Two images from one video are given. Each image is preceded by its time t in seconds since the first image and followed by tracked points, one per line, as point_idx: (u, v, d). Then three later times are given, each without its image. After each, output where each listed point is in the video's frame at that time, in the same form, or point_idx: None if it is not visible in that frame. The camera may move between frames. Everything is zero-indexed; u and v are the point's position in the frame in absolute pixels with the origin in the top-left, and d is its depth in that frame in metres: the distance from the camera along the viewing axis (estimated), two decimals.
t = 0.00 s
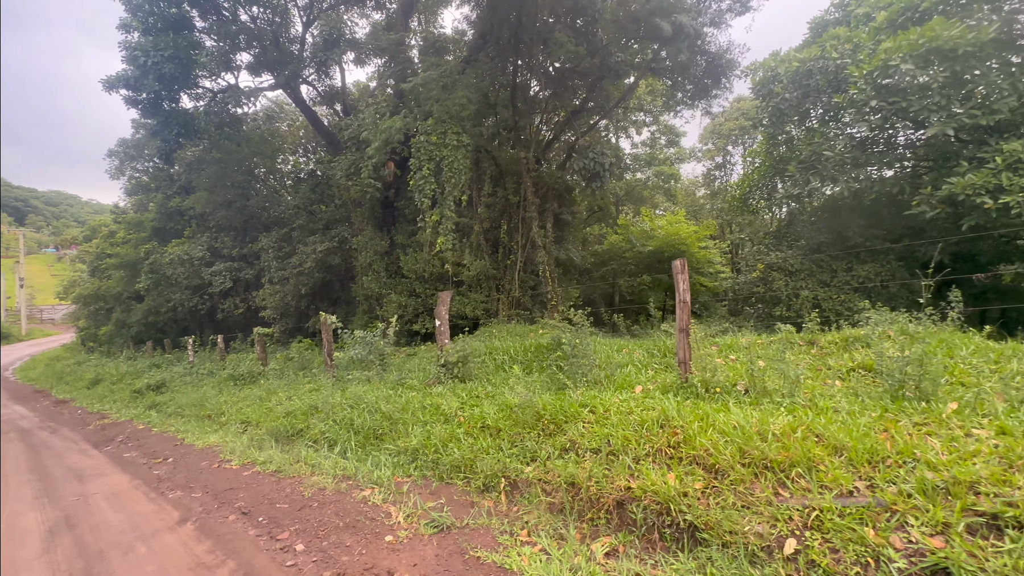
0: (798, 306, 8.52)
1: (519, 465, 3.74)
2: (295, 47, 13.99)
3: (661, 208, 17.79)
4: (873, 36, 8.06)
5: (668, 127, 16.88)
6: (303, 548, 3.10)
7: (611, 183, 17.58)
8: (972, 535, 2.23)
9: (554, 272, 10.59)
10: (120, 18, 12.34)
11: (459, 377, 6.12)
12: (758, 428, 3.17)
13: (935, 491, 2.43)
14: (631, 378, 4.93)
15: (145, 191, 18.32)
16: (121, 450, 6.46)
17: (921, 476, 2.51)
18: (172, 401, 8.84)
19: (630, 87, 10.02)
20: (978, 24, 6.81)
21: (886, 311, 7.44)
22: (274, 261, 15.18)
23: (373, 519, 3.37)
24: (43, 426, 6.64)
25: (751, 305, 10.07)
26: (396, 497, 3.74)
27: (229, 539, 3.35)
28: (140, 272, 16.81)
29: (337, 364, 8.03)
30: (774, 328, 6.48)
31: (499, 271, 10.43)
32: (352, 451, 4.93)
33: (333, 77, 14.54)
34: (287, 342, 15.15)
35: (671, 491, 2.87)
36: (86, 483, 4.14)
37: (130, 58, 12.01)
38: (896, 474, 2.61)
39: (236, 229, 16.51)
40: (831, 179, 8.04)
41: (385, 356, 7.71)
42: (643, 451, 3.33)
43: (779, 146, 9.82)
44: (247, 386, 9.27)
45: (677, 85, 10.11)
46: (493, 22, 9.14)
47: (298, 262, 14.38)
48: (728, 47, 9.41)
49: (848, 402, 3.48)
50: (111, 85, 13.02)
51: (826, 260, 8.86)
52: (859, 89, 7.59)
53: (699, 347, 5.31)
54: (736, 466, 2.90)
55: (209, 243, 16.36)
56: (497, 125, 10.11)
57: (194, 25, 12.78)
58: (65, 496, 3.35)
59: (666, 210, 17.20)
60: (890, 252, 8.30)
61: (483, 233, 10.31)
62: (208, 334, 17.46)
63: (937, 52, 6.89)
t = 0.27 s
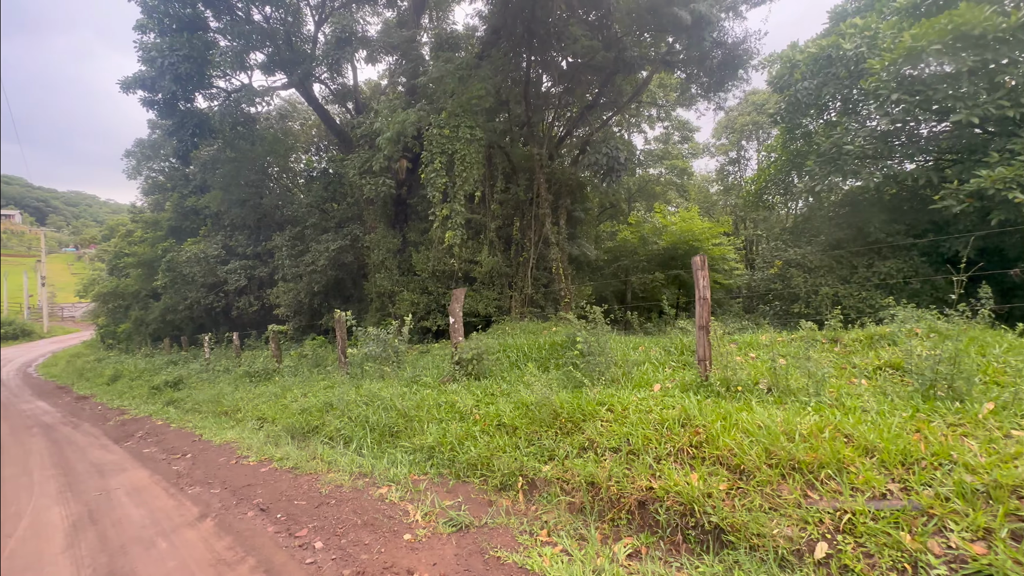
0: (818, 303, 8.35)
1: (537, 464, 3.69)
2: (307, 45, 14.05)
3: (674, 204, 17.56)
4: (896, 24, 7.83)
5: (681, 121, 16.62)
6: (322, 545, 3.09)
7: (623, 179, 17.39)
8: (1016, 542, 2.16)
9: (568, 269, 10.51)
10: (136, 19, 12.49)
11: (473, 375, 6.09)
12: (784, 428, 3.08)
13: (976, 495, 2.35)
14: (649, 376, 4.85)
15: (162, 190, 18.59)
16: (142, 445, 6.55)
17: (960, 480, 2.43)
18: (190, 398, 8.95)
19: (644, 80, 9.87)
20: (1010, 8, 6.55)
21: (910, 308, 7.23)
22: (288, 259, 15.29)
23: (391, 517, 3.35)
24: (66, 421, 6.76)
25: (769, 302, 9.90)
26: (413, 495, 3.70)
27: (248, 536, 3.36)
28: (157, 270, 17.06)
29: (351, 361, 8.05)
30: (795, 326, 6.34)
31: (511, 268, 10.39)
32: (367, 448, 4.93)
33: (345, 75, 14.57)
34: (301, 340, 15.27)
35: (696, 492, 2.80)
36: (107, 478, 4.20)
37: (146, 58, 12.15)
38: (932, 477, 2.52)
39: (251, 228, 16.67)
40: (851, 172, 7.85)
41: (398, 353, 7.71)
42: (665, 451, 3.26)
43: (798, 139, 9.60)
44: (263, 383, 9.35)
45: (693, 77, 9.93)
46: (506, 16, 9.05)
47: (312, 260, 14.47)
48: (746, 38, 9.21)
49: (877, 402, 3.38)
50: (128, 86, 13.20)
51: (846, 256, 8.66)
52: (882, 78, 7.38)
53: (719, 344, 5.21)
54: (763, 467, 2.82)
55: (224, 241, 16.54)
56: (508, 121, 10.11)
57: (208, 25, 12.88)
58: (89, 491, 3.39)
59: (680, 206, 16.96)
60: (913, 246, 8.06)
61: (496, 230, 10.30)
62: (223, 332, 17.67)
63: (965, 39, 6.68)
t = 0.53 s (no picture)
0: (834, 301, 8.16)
1: (547, 464, 3.60)
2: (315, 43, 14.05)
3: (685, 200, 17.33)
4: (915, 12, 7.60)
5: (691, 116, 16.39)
6: (329, 546, 3.04)
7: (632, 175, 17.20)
8: None
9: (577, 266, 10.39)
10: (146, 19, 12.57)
11: (482, 372, 6.02)
12: (806, 429, 2.97)
13: (1013, 502, 2.25)
14: (662, 375, 4.74)
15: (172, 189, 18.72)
16: (152, 442, 6.57)
17: (996, 486, 2.32)
18: (200, 395, 8.99)
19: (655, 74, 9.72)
20: None
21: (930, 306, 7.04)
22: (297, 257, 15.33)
23: (399, 518, 3.29)
24: (78, 418, 6.81)
25: (782, 299, 9.72)
26: (421, 495, 3.64)
27: (255, 535, 3.32)
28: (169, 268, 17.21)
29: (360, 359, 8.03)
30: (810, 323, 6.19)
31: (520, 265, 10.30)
32: (375, 446, 4.88)
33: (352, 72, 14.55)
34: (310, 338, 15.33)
35: (713, 495, 2.70)
36: (117, 475, 4.19)
37: (157, 57, 12.22)
38: (964, 482, 2.41)
39: (260, 226, 16.74)
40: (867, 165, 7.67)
41: (407, 350, 7.67)
42: (680, 451, 3.15)
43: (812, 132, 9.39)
44: (272, 380, 9.37)
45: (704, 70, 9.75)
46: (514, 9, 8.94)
47: (320, 258, 14.49)
48: (760, 28, 9.02)
49: (902, 402, 3.25)
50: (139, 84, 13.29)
51: (863, 251, 8.45)
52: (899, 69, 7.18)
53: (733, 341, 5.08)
54: (784, 470, 2.71)
55: (234, 239, 16.63)
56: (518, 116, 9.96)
57: (217, 23, 12.92)
58: (97, 489, 3.37)
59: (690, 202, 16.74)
60: (933, 241, 7.84)
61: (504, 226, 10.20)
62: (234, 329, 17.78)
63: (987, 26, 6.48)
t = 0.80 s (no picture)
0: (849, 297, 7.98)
1: (557, 462, 3.51)
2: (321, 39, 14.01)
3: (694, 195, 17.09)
4: None
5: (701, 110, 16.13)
6: (334, 545, 2.97)
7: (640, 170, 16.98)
8: None
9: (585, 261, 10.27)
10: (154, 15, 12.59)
11: (489, 368, 5.94)
12: (828, 427, 2.85)
13: None
14: (674, 371, 4.63)
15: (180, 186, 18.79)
16: (160, 437, 6.56)
17: None
18: (209, 390, 8.99)
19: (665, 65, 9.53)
20: None
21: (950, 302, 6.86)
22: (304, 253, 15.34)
23: (406, 517, 3.21)
24: (87, 413, 6.82)
25: (795, 296, 9.54)
26: (428, 493, 3.56)
27: (259, 532, 3.26)
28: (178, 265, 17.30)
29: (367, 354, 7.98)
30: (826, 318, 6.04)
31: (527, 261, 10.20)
32: (382, 443, 4.81)
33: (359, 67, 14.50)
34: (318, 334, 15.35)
35: (731, 496, 2.60)
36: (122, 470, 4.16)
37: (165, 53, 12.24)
38: (999, 484, 2.30)
39: (267, 222, 16.76)
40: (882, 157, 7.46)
41: (414, 346, 7.61)
42: (695, 450, 3.05)
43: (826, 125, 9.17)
44: (280, 376, 9.35)
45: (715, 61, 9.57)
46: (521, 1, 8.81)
47: (327, 254, 14.48)
48: (774, 18, 8.83)
49: (928, 399, 3.13)
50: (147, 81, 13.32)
51: (879, 246, 8.25)
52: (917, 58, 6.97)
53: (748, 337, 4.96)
54: (806, 470, 2.60)
55: (242, 236, 16.67)
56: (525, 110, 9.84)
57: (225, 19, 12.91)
58: (102, 485, 3.33)
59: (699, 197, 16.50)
60: (953, 234, 7.61)
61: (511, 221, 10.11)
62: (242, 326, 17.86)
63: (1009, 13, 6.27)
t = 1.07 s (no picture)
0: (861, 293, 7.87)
1: (567, 459, 3.47)
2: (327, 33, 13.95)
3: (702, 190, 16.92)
4: None
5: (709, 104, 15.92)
6: (343, 540, 2.96)
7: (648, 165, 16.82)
8: None
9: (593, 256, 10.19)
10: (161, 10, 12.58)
11: (497, 364, 5.91)
12: (844, 424, 2.79)
13: None
14: (684, 367, 4.58)
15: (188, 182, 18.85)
16: (170, 431, 6.61)
17: None
18: (218, 385, 9.05)
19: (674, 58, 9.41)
20: None
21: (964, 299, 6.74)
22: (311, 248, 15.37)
23: (415, 512, 3.20)
24: (98, 407, 6.87)
25: (804, 291, 9.44)
26: (437, 488, 3.55)
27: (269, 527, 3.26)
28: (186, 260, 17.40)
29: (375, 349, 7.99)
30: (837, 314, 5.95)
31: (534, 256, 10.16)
32: (390, 438, 4.80)
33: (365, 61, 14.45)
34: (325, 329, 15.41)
35: (746, 494, 2.55)
36: (133, 464, 4.18)
37: (172, 47, 12.24)
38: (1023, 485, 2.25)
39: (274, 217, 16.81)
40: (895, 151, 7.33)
41: (421, 341, 7.60)
42: (707, 446, 3.00)
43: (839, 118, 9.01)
44: (288, 371, 9.39)
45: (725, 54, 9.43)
46: None
47: (334, 249, 14.50)
48: (787, 8, 8.66)
49: (947, 397, 3.06)
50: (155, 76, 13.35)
51: (892, 241, 8.11)
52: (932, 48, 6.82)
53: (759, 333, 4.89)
54: (822, 468, 2.55)
55: (250, 231, 16.73)
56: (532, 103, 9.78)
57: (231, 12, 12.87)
58: (113, 478, 3.33)
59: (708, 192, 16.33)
60: (969, 229, 7.47)
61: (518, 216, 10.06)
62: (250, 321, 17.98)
63: None
